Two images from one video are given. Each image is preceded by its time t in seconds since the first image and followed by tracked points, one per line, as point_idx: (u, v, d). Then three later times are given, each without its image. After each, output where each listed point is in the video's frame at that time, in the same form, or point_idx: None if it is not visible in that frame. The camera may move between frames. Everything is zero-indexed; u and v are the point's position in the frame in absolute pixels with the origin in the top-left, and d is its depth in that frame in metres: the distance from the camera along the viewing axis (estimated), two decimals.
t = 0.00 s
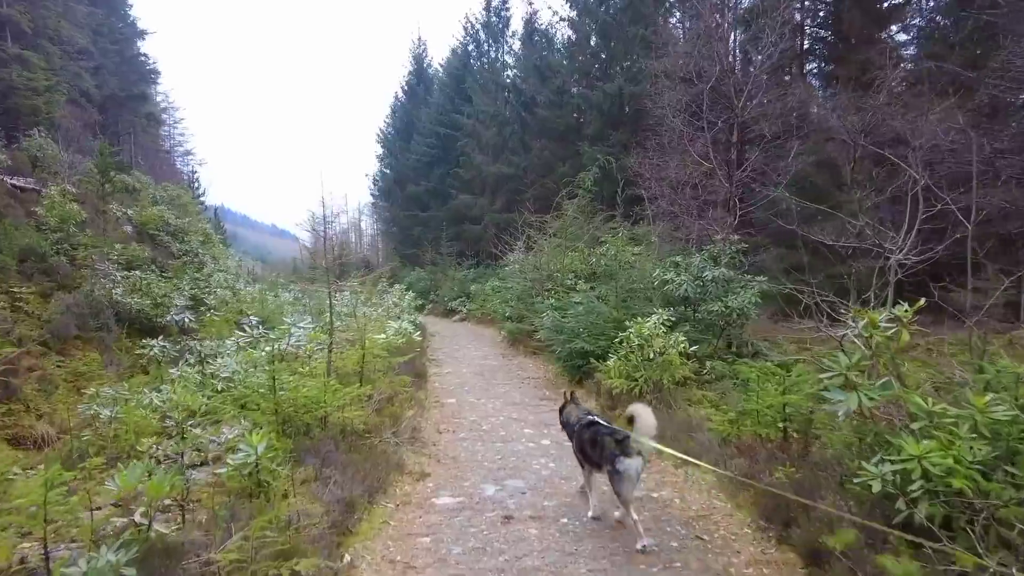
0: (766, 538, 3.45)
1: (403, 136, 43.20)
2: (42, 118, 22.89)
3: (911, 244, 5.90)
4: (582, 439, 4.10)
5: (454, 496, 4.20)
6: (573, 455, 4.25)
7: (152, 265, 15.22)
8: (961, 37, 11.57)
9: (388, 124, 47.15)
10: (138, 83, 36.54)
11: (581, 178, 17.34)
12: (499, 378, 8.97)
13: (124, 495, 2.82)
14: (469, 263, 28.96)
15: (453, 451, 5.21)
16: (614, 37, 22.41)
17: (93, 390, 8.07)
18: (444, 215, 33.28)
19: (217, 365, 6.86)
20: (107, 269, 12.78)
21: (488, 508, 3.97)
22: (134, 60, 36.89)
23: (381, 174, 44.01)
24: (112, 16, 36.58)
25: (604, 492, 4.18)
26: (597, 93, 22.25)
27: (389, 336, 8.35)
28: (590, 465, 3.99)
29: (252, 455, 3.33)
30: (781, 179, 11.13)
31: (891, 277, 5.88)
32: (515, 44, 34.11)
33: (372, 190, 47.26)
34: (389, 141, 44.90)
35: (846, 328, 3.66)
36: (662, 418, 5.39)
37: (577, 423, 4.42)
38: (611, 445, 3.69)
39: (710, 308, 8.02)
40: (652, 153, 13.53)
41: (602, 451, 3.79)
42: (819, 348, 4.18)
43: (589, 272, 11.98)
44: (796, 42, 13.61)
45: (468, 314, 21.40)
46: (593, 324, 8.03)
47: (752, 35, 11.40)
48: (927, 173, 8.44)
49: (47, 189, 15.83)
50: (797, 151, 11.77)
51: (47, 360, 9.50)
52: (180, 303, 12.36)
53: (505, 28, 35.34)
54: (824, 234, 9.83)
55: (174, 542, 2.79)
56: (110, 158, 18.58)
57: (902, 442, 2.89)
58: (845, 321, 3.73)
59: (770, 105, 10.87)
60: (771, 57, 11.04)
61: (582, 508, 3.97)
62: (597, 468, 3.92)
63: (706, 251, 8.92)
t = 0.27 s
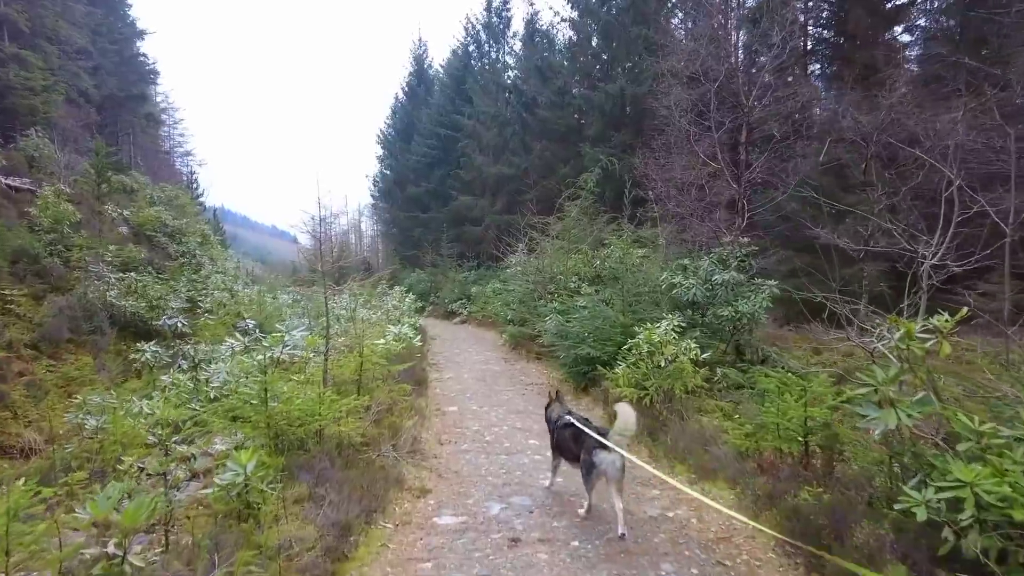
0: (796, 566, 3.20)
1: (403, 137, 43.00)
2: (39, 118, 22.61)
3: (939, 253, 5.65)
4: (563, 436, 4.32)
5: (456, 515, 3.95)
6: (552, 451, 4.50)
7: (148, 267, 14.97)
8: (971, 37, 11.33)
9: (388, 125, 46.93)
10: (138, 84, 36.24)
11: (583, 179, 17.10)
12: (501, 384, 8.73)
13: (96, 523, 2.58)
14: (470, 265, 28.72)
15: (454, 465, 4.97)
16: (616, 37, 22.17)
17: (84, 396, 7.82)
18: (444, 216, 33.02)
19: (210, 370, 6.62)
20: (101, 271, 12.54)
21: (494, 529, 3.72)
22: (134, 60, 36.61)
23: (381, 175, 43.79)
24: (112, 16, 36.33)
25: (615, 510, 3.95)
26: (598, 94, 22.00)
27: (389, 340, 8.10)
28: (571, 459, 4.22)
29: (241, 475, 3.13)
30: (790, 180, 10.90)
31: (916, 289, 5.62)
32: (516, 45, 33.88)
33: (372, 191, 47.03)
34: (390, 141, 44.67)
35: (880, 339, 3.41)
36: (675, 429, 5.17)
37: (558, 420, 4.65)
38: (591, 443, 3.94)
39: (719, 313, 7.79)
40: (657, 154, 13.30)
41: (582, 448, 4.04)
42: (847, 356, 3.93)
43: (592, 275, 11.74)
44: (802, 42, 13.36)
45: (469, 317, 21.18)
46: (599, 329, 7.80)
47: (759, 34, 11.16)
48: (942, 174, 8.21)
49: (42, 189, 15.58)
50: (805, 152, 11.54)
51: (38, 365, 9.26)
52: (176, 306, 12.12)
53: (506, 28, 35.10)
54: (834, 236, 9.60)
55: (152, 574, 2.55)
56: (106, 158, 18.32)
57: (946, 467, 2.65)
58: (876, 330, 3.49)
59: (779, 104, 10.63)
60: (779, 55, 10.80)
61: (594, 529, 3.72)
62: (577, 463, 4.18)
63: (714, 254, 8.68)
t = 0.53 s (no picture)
0: None
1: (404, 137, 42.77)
2: (35, 117, 22.36)
3: (979, 246, 5.37)
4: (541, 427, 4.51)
5: (457, 528, 3.69)
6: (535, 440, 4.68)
7: (144, 266, 14.70)
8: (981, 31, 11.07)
9: (388, 125, 46.66)
10: (136, 83, 35.99)
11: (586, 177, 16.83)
12: (503, 386, 8.45)
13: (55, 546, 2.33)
14: (471, 265, 28.46)
15: (455, 473, 4.71)
16: (617, 35, 21.92)
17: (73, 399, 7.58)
18: (445, 216, 32.76)
19: (201, 372, 6.36)
20: (94, 270, 12.26)
21: (497, 543, 3.45)
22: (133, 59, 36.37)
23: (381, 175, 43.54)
24: (110, 15, 36.11)
25: (626, 523, 3.70)
26: (600, 92, 21.73)
27: (386, 342, 7.82)
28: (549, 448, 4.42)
29: (221, 488, 2.91)
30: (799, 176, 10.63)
31: (958, 284, 5.33)
32: (516, 44, 33.63)
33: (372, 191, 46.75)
34: (390, 141, 44.40)
35: (917, 340, 3.14)
36: (688, 435, 4.91)
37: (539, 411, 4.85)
38: (567, 430, 4.09)
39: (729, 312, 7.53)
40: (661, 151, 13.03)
41: (558, 435, 4.18)
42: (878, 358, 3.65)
43: (596, 274, 11.48)
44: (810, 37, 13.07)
45: (470, 317, 20.94)
46: (604, 329, 7.55)
47: (765, 28, 10.90)
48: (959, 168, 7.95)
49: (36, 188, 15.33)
50: (814, 149, 11.27)
51: (28, 367, 9.01)
52: (170, 306, 11.84)
53: (506, 27, 34.84)
54: (844, 234, 9.36)
55: None
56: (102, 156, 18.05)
57: (999, 483, 2.39)
58: (911, 331, 3.22)
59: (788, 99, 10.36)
60: (788, 49, 10.53)
61: (604, 544, 3.46)
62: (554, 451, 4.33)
63: (723, 251, 8.42)
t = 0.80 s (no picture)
0: None
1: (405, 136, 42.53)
2: (32, 117, 22.12)
3: None
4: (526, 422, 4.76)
5: (457, 551, 3.41)
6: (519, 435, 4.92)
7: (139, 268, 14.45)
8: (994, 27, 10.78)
9: (389, 125, 46.42)
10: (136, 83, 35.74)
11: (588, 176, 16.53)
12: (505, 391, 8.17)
13: None
14: (472, 265, 28.19)
15: (455, 487, 4.44)
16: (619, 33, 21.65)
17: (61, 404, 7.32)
18: (446, 216, 32.49)
19: (190, 376, 6.10)
20: (87, 272, 12.00)
21: (500, 569, 3.18)
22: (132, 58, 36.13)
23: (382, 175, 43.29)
24: (110, 14, 35.88)
25: (639, 545, 3.43)
26: (602, 91, 21.46)
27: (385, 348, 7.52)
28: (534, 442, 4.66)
29: (198, 512, 2.66)
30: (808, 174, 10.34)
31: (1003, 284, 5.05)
32: (518, 43, 33.34)
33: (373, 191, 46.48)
34: (391, 141, 44.15)
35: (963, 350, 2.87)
36: (702, 446, 4.64)
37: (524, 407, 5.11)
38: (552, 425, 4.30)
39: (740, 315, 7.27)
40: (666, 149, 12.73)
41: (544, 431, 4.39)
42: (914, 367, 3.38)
43: (601, 276, 11.21)
44: (818, 32, 12.77)
45: (471, 318, 20.69)
46: (609, 332, 7.28)
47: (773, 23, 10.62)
48: (980, 164, 7.62)
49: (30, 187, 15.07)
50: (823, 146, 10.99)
51: (16, 371, 8.75)
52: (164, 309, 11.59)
53: (508, 26, 34.56)
54: (857, 233, 9.11)
55: None
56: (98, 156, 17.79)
57: None
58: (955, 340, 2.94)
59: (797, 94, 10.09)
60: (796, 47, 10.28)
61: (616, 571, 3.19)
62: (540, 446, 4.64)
63: (732, 251, 8.15)
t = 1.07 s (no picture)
0: None
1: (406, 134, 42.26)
2: (29, 113, 21.85)
3: None
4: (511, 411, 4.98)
5: (463, 569, 3.16)
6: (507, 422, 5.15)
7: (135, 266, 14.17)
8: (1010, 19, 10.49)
9: (390, 123, 46.15)
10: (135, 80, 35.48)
11: (592, 173, 16.24)
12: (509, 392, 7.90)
13: None
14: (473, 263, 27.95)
15: (459, 497, 4.19)
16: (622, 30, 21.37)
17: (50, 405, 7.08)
18: (447, 214, 32.25)
19: (182, 376, 5.84)
20: (81, 269, 11.73)
21: None
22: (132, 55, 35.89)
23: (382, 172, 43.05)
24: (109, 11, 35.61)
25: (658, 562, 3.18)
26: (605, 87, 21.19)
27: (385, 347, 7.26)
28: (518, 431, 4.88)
29: (176, 531, 2.39)
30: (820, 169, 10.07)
31: None
32: (519, 40, 33.05)
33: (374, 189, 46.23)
34: (392, 140, 43.89)
35: None
36: (721, 451, 4.38)
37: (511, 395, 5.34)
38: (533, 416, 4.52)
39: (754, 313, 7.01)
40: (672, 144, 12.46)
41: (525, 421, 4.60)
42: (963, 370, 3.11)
43: (606, 274, 10.93)
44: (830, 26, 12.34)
45: (472, 316, 20.46)
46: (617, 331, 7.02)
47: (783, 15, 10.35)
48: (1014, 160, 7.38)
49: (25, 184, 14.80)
50: (835, 141, 10.71)
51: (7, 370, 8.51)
52: (160, 307, 11.33)
53: (509, 23, 34.25)
54: (872, 230, 8.85)
55: None
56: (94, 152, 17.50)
57: None
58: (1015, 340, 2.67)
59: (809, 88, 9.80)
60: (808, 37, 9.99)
61: None
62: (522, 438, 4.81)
63: (744, 247, 7.89)
